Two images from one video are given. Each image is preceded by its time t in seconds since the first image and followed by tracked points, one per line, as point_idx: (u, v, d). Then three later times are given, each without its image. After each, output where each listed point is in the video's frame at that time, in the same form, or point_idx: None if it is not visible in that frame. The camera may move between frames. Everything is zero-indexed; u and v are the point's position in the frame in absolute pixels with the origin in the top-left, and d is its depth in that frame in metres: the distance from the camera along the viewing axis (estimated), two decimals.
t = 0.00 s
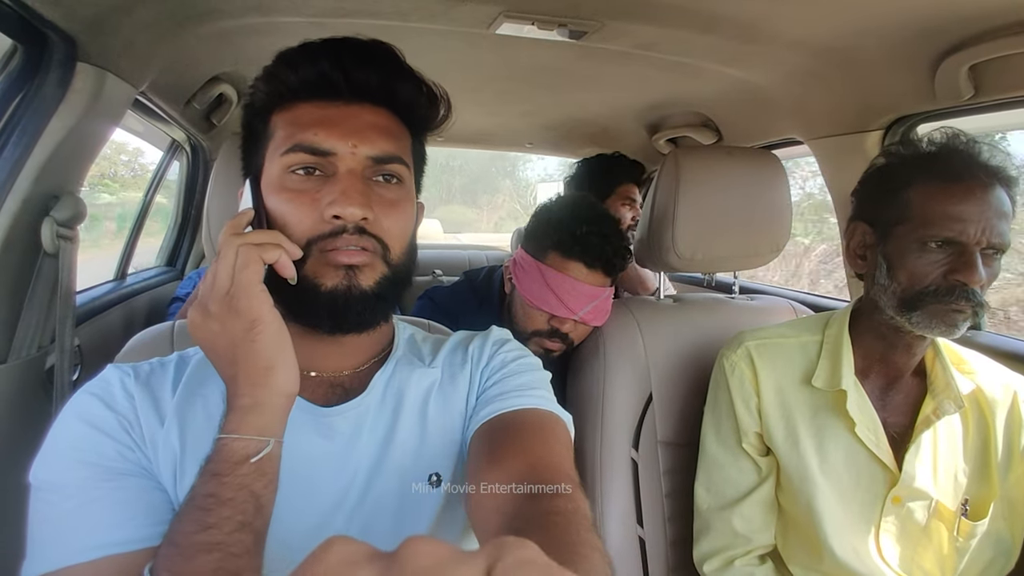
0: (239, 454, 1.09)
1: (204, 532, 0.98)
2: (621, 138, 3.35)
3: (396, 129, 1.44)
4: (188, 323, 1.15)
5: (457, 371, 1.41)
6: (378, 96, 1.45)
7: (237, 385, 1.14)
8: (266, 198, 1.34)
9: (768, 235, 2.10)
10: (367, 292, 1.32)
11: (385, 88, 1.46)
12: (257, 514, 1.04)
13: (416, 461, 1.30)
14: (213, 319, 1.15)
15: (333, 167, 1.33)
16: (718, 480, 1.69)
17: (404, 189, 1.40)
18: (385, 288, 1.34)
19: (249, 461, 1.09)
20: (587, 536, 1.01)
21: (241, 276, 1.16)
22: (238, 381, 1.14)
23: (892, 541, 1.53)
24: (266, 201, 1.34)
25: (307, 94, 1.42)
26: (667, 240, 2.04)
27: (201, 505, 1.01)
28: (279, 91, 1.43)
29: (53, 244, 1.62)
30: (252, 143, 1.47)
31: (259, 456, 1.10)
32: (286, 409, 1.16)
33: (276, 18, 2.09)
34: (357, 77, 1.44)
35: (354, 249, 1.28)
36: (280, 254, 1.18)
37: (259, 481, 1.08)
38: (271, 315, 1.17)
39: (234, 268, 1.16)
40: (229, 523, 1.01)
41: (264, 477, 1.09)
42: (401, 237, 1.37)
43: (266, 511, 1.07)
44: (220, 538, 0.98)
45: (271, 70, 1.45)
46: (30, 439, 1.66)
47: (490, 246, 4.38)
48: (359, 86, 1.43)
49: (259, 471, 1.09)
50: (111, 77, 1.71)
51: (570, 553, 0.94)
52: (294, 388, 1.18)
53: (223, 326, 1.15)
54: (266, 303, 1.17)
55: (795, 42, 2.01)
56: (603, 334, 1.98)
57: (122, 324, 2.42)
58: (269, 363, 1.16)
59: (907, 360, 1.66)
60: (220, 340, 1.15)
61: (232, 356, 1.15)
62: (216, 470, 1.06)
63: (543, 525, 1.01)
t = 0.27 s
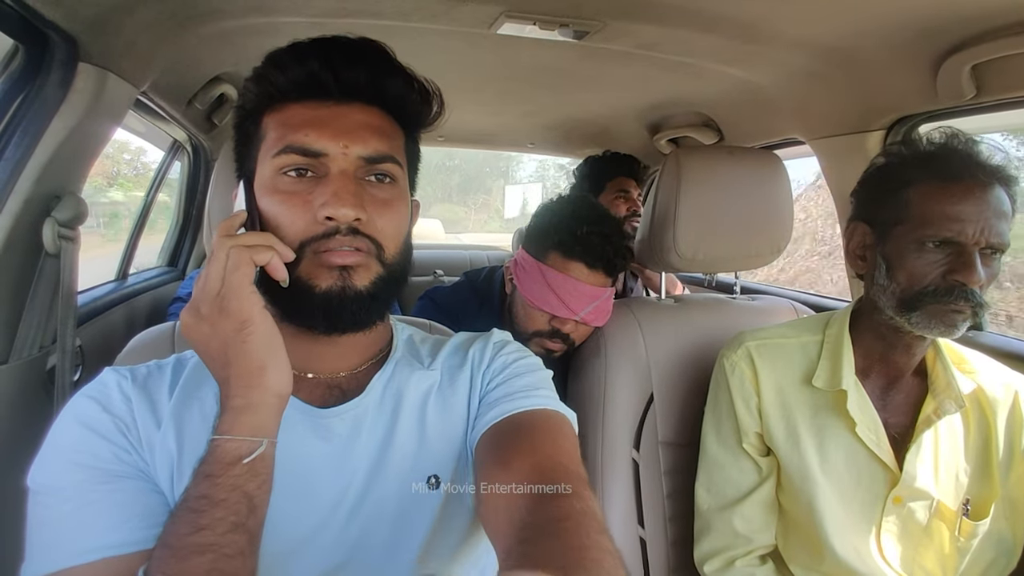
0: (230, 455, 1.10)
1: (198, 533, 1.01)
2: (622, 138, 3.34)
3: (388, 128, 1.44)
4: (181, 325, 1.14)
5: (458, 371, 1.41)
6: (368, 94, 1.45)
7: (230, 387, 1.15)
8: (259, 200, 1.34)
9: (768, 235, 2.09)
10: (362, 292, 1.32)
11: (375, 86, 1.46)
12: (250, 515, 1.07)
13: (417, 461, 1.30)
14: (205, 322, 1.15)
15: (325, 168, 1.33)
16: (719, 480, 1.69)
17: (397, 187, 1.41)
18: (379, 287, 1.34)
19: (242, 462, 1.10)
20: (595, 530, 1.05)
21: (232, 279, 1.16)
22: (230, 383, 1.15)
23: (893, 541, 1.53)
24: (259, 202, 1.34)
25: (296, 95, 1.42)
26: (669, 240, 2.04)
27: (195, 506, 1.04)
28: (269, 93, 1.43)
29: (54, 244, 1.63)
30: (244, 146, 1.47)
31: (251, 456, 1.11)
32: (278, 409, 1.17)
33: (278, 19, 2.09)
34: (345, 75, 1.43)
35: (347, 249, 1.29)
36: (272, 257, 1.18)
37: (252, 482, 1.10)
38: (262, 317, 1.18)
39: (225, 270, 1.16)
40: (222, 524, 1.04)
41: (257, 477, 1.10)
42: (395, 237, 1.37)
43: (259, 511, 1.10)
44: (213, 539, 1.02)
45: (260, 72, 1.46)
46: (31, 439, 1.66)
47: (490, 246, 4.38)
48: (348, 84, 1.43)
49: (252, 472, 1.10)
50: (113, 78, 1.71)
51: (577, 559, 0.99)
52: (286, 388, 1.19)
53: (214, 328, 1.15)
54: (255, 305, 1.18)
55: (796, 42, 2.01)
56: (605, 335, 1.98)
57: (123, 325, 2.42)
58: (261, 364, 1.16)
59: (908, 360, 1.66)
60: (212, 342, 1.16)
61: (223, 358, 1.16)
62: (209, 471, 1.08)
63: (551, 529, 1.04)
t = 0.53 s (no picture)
0: (227, 457, 1.10)
1: (195, 534, 1.02)
2: (622, 139, 3.34)
3: (384, 127, 1.43)
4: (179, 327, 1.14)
5: (456, 372, 1.42)
6: (363, 93, 1.44)
7: (228, 387, 1.15)
8: (256, 201, 1.34)
9: (768, 234, 2.09)
10: (360, 293, 1.32)
11: (370, 84, 1.45)
12: (248, 516, 1.08)
13: (415, 462, 1.30)
14: (201, 322, 1.15)
15: (322, 169, 1.34)
16: (717, 480, 1.69)
17: (394, 187, 1.41)
18: (377, 288, 1.34)
19: (239, 463, 1.10)
20: (594, 542, 1.04)
21: (228, 279, 1.16)
22: (226, 385, 1.15)
23: (892, 541, 1.54)
24: (256, 203, 1.34)
25: (292, 95, 1.42)
26: (669, 240, 2.04)
27: (191, 508, 1.04)
28: (264, 93, 1.43)
29: (54, 244, 1.63)
30: (241, 147, 1.48)
31: (249, 457, 1.12)
32: (277, 409, 1.17)
33: (278, 18, 2.09)
34: (340, 74, 1.43)
35: (344, 250, 1.29)
36: (268, 257, 1.19)
37: (250, 483, 1.10)
38: (258, 317, 1.18)
39: (222, 270, 1.16)
40: (219, 525, 1.04)
41: (254, 479, 1.10)
42: (392, 236, 1.37)
43: (257, 513, 1.10)
44: (210, 540, 1.02)
45: (255, 72, 1.46)
46: (30, 438, 1.66)
47: (490, 246, 4.38)
48: (342, 83, 1.42)
49: (249, 473, 1.10)
50: (113, 78, 1.71)
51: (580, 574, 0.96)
52: (284, 389, 1.19)
53: (210, 329, 1.15)
54: (251, 306, 1.17)
55: (795, 43, 2.01)
56: (605, 336, 1.98)
57: (123, 324, 2.42)
58: (259, 365, 1.16)
59: (907, 361, 1.66)
60: (209, 343, 1.15)
61: (220, 358, 1.15)
62: (206, 472, 1.08)
63: (549, 542, 1.02)
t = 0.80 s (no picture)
0: (231, 460, 1.11)
1: (198, 537, 1.02)
2: (623, 139, 3.34)
3: (384, 127, 1.43)
4: (180, 330, 1.15)
5: (455, 371, 1.42)
6: (363, 92, 1.44)
7: (232, 391, 1.15)
8: (257, 203, 1.34)
9: (768, 235, 2.09)
10: (362, 295, 1.32)
11: (369, 84, 1.44)
12: (252, 518, 1.08)
13: (415, 462, 1.30)
14: (202, 326, 1.15)
15: (323, 170, 1.34)
16: (716, 481, 1.69)
17: (396, 187, 1.41)
18: (379, 289, 1.35)
19: (242, 466, 1.11)
20: (590, 542, 1.04)
21: (228, 283, 1.16)
22: (229, 389, 1.15)
23: (891, 542, 1.54)
24: (258, 205, 1.34)
25: (291, 96, 1.41)
26: (668, 240, 2.04)
27: (196, 510, 1.05)
28: (263, 94, 1.43)
29: (53, 242, 1.63)
30: (241, 148, 1.47)
31: (252, 461, 1.12)
32: (280, 411, 1.17)
33: (278, 18, 2.09)
34: (339, 75, 1.42)
35: (346, 253, 1.29)
36: (269, 262, 1.18)
37: (253, 486, 1.10)
38: (258, 321, 1.18)
39: (222, 274, 1.16)
40: (223, 528, 1.04)
41: (257, 481, 1.11)
42: (393, 237, 1.37)
43: (261, 515, 1.10)
44: (214, 543, 1.02)
45: (254, 73, 1.45)
46: (30, 436, 1.66)
47: (490, 246, 4.38)
48: (342, 84, 1.42)
49: (253, 476, 1.11)
50: (113, 77, 1.71)
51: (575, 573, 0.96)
52: (287, 391, 1.19)
53: (210, 332, 1.15)
54: (251, 309, 1.17)
55: (796, 44, 2.01)
56: (605, 336, 1.98)
57: (123, 323, 2.43)
58: (260, 368, 1.16)
59: (905, 362, 1.66)
60: (209, 347, 1.15)
61: (222, 362, 1.15)
62: (210, 475, 1.09)
63: (544, 540, 1.03)
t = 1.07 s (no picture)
0: (240, 459, 1.11)
1: (206, 536, 1.02)
2: (623, 140, 3.34)
3: (394, 131, 1.43)
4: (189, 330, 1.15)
5: (457, 372, 1.42)
6: (376, 98, 1.44)
7: (241, 392, 1.15)
8: (266, 203, 1.34)
9: (767, 236, 2.09)
10: (370, 298, 1.32)
11: (383, 89, 1.45)
12: (259, 518, 1.08)
13: (416, 462, 1.30)
14: (212, 328, 1.15)
15: (334, 173, 1.34)
16: (717, 481, 1.69)
17: (404, 192, 1.41)
18: (386, 292, 1.35)
19: (252, 466, 1.11)
20: (592, 546, 1.05)
21: (239, 284, 1.15)
22: (238, 390, 1.15)
23: (891, 543, 1.54)
24: (267, 205, 1.34)
25: (304, 98, 1.41)
26: (668, 242, 2.04)
27: (203, 509, 1.05)
28: (277, 95, 1.42)
29: (54, 243, 1.63)
30: (250, 148, 1.47)
31: (261, 461, 1.12)
32: (289, 414, 1.17)
33: (279, 19, 2.09)
34: (354, 79, 1.43)
35: (355, 257, 1.29)
36: (280, 263, 1.18)
37: (261, 486, 1.10)
38: (268, 322, 1.18)
39: (233, 274, 1.15)
40: (231, 527, 1.04)
41: (266, 481, 1.11)
42: (401, 241, 1.37)
43: (268, 515, 1.10)
44: (222, 542, 1.02)
45: (268, 74, 1.45)
46: (30, 437, 1.66)
47: (490, 247, 4.37)
48: (356, 88, 1.42)
49: (261, 476, 1.11)
50: (114, 77, 1.71)
51: None
52: (296, 392, 1.19)
53: (221, 333, 1.15)
54: (262, 310, 1.17)
55: (797, 45, 2.01)
56: (604, 336, 1.98)
57: (122, 324, 2.42)
58: (271, 370, 1.16)
59: (907, 364, 1.66)
60: (220, 348, 1.15)
61: (232, 362, 1.16)
62: (218, 474, 1.09)
63: (546, 542, 1.03)
